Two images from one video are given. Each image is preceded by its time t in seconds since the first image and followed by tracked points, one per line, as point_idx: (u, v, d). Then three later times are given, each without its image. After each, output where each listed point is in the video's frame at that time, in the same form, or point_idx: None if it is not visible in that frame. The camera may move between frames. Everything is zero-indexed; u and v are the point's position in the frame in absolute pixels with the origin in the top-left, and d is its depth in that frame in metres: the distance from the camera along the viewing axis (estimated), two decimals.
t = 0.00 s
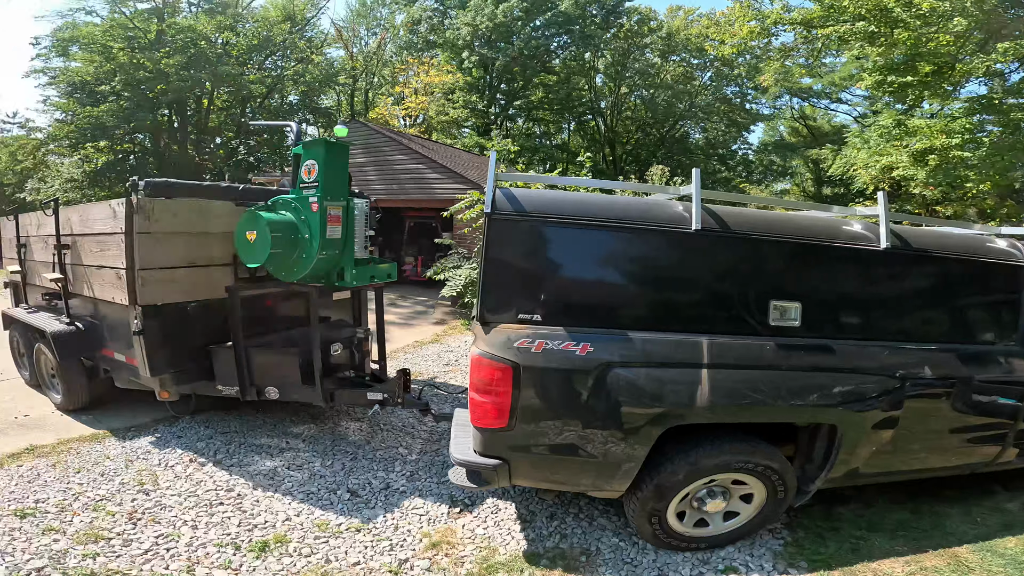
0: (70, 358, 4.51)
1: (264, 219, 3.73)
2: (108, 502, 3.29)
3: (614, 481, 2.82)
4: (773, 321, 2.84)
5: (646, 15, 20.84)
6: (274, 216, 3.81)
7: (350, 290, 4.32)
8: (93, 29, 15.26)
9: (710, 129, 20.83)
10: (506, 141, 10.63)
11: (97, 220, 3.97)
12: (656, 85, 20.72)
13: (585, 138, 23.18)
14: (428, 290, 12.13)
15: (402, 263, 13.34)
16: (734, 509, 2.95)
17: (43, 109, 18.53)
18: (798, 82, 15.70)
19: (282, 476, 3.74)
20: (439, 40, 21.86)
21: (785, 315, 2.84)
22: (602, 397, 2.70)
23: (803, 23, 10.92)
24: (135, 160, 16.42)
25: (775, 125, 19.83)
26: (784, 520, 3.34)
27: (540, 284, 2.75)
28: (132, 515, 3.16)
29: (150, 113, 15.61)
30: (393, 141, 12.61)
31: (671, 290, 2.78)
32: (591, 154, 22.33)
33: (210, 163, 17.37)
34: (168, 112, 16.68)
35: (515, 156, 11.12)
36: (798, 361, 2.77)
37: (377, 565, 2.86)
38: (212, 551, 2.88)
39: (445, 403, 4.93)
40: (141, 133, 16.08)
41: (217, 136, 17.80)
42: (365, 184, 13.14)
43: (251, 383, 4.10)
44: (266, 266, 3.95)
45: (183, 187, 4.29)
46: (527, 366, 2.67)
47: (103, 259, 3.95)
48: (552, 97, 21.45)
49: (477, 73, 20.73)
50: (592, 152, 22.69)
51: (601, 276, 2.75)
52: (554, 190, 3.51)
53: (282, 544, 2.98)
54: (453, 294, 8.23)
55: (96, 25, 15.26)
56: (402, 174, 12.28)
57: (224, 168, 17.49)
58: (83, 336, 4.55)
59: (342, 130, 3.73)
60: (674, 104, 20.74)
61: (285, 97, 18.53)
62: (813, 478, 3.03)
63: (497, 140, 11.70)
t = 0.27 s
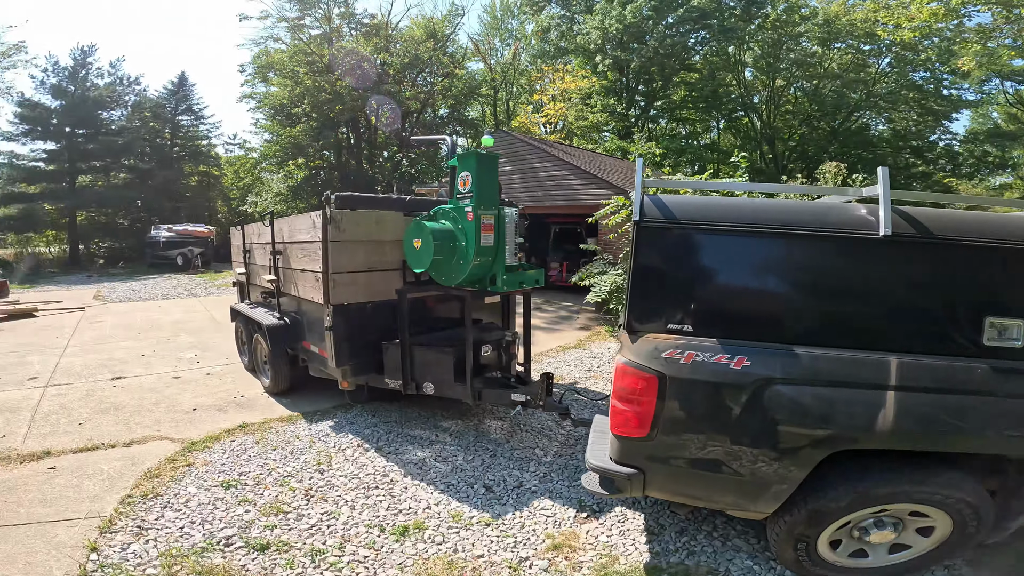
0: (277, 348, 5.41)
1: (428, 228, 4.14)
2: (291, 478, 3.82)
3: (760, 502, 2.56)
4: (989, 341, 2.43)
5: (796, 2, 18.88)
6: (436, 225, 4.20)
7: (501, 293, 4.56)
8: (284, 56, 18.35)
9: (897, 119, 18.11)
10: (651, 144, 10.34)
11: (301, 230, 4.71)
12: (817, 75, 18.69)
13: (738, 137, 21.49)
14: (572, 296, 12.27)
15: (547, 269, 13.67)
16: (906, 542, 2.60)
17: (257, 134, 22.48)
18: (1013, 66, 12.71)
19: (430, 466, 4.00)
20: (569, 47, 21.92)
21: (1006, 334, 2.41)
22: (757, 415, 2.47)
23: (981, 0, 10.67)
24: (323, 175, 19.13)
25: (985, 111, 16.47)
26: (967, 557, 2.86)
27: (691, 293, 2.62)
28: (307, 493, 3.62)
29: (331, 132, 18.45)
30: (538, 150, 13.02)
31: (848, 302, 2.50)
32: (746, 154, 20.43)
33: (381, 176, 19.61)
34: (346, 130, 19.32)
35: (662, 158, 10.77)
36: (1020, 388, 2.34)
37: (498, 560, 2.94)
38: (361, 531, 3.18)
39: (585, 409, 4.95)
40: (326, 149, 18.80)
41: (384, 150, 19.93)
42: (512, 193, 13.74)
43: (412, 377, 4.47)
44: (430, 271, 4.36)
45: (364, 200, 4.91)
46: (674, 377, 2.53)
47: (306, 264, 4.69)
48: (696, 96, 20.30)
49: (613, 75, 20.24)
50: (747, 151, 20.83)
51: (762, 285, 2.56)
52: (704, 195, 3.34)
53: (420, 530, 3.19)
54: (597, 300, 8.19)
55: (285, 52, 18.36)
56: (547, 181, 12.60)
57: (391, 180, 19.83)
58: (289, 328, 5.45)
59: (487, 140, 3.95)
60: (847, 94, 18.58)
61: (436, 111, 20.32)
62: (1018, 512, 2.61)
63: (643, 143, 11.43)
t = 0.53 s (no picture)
0: (322, 350, 5.59)
1: (469, 234, 4.19)
2: (331, 478, 3.93)
3: (803, 514, 2.46)
4: None
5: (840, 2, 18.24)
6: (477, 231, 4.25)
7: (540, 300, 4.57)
8: (325, 66, 18.92)
9: (952, 121, 17.27)
10: (691, 148, 10.18)
11: (346, 236, 4.84)
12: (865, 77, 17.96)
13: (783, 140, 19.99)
14: (609, 302, 12.16)
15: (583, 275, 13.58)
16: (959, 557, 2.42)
17: (301, 141, 23.25)
18: None
19: (464, 469, 4.04)
20: (603, 52, 21.78)
21: None
22: (803, 426, 2.39)
23: None
24: (363, 180, 19.65)
25: None
26: None
27: (735, 301, 2.57)
28: (345, 492, 3.71)
29: (371, 138, 18.91)
30: (575, 156, 12.97)
31: (902, 311, 2.41)
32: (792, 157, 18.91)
33: (419, 181, 19.98)
34: (384, 136, 19.79)
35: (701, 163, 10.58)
36: None
37: (530, 564, 2.94)
38: (397, 531, 3.24)
39: (622, 416, 4.90)
40: (366, 155, 19.27)
41: (422, 156, 20.34)
42: (549, 199, 13.74)
43: (450, 381, 4.54)
44: (470, 276, 4.41)
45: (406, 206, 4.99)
46: (716, 385, 2.49)
47: (350, 268, 4.80)
48: (736, 99, 19.65)
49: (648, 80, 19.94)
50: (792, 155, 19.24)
51: (808, 294, 2.49)
52: (748, 202, 3.28)
53: (453, 532, 3.23)
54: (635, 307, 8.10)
55: (326, 61, 18.87)
56: (584, 187, 12.54)
57: (429, 186, 20.23)
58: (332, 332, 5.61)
59: (524, 145, 3.97)
60: (897, 95, 17.80)
61: (471, 117, 20.58)
62: None
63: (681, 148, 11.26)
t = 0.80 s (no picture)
0: (324, 352, 5.60)
1: (469, 237, 4.19)
2: (332, 479, 3.93)
3: (803, 515, 2.46)
4: None
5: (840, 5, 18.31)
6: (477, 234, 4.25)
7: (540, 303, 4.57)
8: (326, 68, 19.00)
9: (953, 123, 17.24)
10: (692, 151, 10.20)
11: (347, 238, 4.84)
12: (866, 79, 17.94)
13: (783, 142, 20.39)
14: (609, 305, 12.15)
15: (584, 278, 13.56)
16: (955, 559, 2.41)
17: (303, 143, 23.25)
18: None
19: (465, 471, 4.03)
20: (604, 55, 21.79)
21: None
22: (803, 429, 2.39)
23: None
24: (364, 183, 19.56)
25: None
26: None
27: (734, 304, 2.56)
28: (346, 493, 3.71)
29: (373, 140, 18.91)
30: (576, 159, 12.99)
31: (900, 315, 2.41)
32: (790, 160, 19.34)
33: (419, 184, 20.00)
34: (386, 138, 19.81)
35: (702, 166, 10.59)
36: None
37: (530, 565, 2.94)
38: (398, 533, 3.24)
39: (622, 419, 4.90)
40: (367, 157, 19.22)
41: (423, 158, 20.37)
42: (550, 202, 13.74)
43: (451, 383, 4.54)
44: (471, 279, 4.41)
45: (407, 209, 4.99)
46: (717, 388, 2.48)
47: (351, 271, 4.80)
48: (737, 101, 19.65)
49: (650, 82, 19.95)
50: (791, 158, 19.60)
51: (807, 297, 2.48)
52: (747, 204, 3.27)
53: (454, 534, 3.23)
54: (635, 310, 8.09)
55: (328, 64, 18.98)
56: (585, 191, 12.56)
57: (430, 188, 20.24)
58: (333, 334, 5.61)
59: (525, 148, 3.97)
60: (898, 97, 17.75)
61: (472, 120, 20.60)
62: None
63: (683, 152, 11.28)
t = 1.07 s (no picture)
0: (326, 354, 5.60)
1: (473, 241, 4.19)
2: (335, 481, 3.92)
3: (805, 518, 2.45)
4: None
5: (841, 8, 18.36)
6: (481, 238, 4.26)
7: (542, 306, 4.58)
8: (328, 69, 19.08)
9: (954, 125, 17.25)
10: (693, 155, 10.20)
11: (350, 241, 4.84)
12: (867, 82, 17.95)
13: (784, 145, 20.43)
14: (610, 308, 12.15)
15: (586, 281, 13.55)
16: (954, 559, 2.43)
17: (305, 144, 23.27)
18: None
19: (467, 473, 4.03)
20: (605, 57, 21.82)
21: None
22: (804, 433, 2.38)
23: None
24: (366, 184, 19.38)
25: None
26: None
27: (737, 308, 2.56)
28: (349, 495, 3.70)
29: (375, 142, 18.87)
30: (578, 162, 12.99)
31: (904, 319, 2.40)
32: (792, 163, 19.39)
33: (421, 186, 20.05)
34: (388, 140, 19.83)
35: (704, 170, 10.59)
36: None
37: (533, 567, 2.93)
38: (400, 534, 3.23)
39: (623, 422, 4.89)
40: (370, 160, 18.87)
41: (425, 160, 20.44)
42: (552, 205, 13.74)
43: (453, 386, 4.54)
44: (473, 282, 4.41)
45: (410, 212, 5.01)
46: (720, 392, 2.47)
47: (354, 273, 4.81)
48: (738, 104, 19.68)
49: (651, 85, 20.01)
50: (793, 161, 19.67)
51: (809, 300, 2.49)
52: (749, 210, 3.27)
53: (456, 535, 3.22)
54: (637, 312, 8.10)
55: (330, 65, 19.06)
56: (587, 194, 12.56)
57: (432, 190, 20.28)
58: (336, 336, 5.62)
59: (527, 152, 3.97)
60: (900, 100, 17.66)
61: (474, 122, 20.65)
62: None
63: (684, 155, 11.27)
